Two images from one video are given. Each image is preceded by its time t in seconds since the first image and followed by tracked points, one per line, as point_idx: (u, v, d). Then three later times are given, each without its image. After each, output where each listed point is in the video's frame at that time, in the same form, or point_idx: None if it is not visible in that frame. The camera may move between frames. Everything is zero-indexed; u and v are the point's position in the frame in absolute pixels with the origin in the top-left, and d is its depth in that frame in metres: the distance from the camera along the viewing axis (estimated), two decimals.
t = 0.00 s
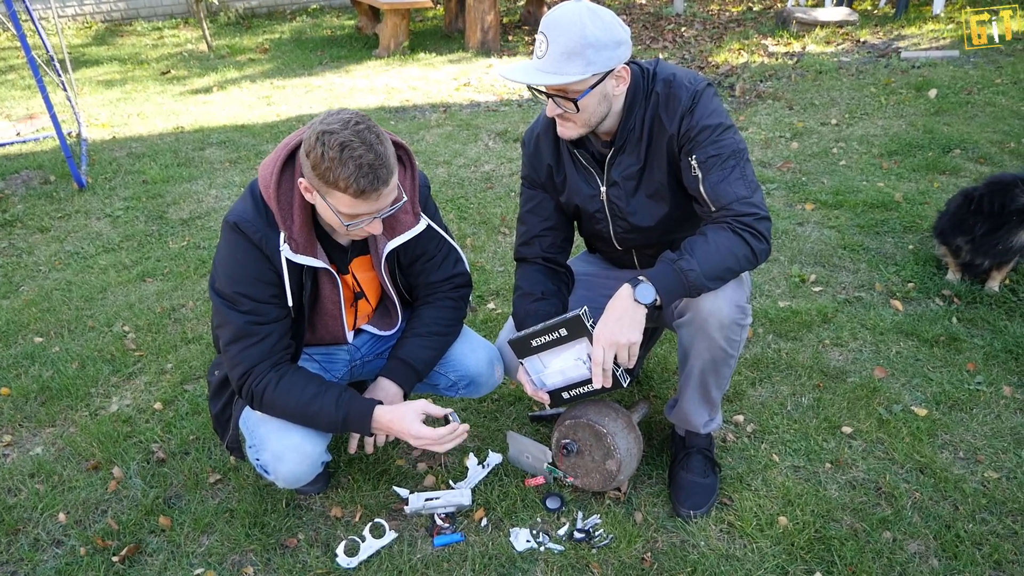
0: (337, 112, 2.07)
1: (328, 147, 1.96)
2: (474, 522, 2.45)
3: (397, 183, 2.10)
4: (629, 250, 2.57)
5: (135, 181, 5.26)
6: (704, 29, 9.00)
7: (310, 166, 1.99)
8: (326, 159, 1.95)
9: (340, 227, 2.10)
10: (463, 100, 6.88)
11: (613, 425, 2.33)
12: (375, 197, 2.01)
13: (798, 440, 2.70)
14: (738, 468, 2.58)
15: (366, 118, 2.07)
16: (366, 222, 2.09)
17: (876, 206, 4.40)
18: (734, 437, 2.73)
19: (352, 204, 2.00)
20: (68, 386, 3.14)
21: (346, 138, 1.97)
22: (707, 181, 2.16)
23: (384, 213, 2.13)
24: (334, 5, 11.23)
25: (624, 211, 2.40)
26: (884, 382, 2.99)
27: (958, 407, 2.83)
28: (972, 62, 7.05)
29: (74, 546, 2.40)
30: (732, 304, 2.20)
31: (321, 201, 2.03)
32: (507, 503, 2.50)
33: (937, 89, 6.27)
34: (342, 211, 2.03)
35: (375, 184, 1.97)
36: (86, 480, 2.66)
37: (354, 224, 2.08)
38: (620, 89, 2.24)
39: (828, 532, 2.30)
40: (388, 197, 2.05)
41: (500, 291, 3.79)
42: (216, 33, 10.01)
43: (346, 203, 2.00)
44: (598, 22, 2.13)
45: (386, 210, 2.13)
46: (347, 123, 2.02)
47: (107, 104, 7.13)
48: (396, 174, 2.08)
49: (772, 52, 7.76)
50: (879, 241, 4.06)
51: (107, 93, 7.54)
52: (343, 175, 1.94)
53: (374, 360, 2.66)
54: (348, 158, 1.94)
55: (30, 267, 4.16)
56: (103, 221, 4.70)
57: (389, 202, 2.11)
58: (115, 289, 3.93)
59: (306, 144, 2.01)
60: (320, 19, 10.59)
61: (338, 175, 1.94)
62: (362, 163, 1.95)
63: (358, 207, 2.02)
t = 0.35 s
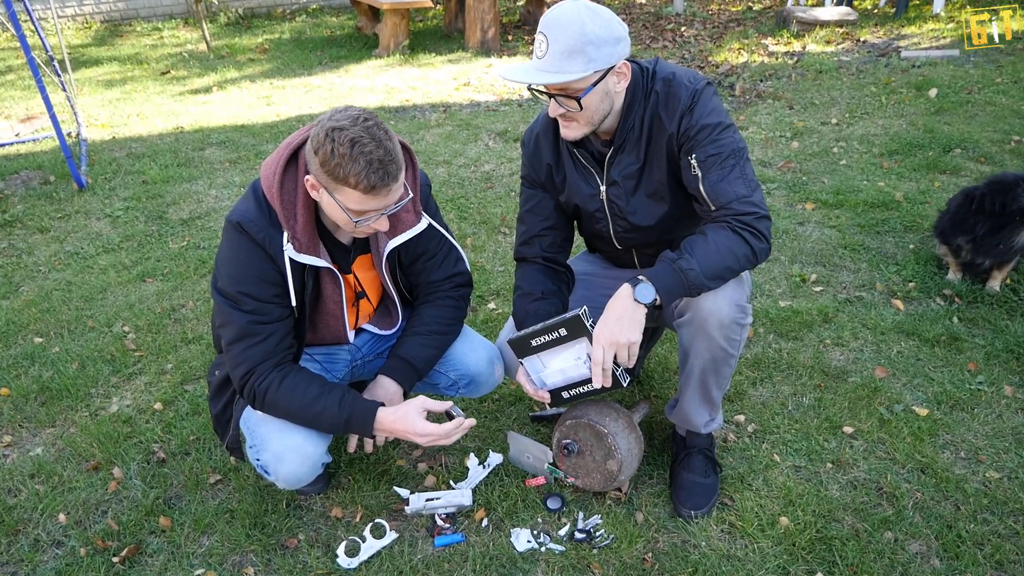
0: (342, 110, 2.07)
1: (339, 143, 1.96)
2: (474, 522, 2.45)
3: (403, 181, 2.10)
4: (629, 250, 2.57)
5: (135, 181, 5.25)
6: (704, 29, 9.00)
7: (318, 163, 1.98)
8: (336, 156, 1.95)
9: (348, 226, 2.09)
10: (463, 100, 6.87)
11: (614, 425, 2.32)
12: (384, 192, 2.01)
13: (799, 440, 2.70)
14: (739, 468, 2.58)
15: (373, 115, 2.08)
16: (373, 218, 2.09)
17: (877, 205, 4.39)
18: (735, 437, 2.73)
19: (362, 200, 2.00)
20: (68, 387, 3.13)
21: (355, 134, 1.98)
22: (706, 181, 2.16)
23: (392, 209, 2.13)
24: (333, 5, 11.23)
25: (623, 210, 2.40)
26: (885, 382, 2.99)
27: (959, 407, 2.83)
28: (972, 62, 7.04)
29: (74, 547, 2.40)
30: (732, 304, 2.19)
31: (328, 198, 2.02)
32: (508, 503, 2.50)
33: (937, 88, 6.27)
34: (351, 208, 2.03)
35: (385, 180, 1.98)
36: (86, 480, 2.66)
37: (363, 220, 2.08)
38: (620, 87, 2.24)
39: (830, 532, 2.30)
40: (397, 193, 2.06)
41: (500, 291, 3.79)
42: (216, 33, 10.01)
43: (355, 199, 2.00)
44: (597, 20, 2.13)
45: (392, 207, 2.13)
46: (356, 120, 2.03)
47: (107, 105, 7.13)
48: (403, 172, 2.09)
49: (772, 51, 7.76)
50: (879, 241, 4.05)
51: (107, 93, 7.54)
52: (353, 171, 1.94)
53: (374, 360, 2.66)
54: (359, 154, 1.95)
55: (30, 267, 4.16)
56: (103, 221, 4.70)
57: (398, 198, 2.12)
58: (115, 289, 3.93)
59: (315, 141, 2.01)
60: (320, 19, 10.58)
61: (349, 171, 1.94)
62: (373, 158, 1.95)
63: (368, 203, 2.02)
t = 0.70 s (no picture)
0: (357, 103, 2.09)
1: (359, 134, 1.96)
2: (475, 523, 2.45)
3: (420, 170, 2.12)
4: (629, 247, 2.57)
5: (134, 182, 5.25)
6: (704, 28, 8.99)
7: (338, 153, 1.98)
8: (357, 146, 1.95)
9: (366, 216, 2.09)
10: (462, 99, 6.87)
11: (615, 425, 2.32)
12: (405, 179, 2.03)
13: (800, 439, 2.69)
14: (740, 467, 2.58)
15: (388, 108, 2.11)
16: (392, 207, 2.10)
17: (877, 204, 4.39)
18: (735, 437, 2.73)
19: (383, 188, 2.01)
20: (68, 388, 3.13)
21: (375, 124, 1.99)
22: (706, 177, 2.16)
23: (408, 198, 2.14)
24: (333, 5, 11.22)
25: (624, 207, 2.39)
26: (886, 380, 2.98)
27: (961, 405, 2.83)
28: (972, 60, 7.04)
29: (75, 548, 2.40)
30: (731, 302, 2.19)
31: (345, 188, 2.02)
32: (509, 503, 2.49)
33: (937, 87, 6.26)
34: (372, 198, 2.03)
35: (406, 167, 2.01)
36: (87, 481, 2.66)
37: (382, 210, 2.08)
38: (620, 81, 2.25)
39: (831, 531, 2.30)
40: (415, 179, 2.08)
41: (500, 290, 3.78)
42: (215, 34, 10.00)
43: (375, 188, 2.01)
44: None
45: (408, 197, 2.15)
46: (374, 111, 2.05)
47: (106, 105, 7.12)
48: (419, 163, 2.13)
49: (771, 50, 7.76)
50: (879, 239, 4.05)
51: (106, 94, 7.53)
52: (376, 160, 1.95)
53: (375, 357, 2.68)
54: (380, 144, 1.96)
55: (30, 269, 4.15)
56: (102, 222, 4.69)
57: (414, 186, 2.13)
58: (115, 290, 3.92)
59: (332, 133, 2.01)
60: (319, 19, 10.57)
61: (371, 161, 1.95)
62: (394, 146, 1.98)
63: (389, 191, 2.03)
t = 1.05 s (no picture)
0: (391, 112, 2.08)
1: (391, 144, 1.97)
2: (476, 521, 2.44)
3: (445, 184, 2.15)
4: (632, 244, 2.56)
5: (134, 179, 5.24)
6: (704, 25, 8.97)
7: (373, 164, 1.98)
8: (389, 155, 1.96)
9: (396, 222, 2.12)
10: (462, 97, 6.85)
11: (616, 423, 2.32)
12: (432, 189, 2.05)
13: (801, 437, 2.69)
14: (741, 465, 2.57)
15: (417, 117, 2.11)
16: (415, 216, 2.12)
17: (878, 201, 4.38)
18: (737, 435, 2.72)
19: (410, 198, 2.03)
20: (68, 386, 3.13)
21: (408, 135, 1.99)
22: (712, 174, 2.15)
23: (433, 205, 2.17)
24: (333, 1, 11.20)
25: (628, 203, 2.38)
26: (888, 379, 2.98)
27: (962, 404, 2.82)
28: (972, 57, 7.03)
29: (75, 547, 2.39)
30: (736, 300, 2.18)
31: (376, 195, 2.03)
32: (510, 501, 2.49)
33: (938, 84, 6.25)
34: (398, 206, 2.05)
35: (435, 178, 2.03)
36: (87, 480, 2.65)
37: (406, 218, 2.11)
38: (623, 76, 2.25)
39: (832, 529, 2.30)
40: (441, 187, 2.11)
41: (501, 288, 3.78)
42: (214, 31, 9.98)
43: (403, 197, 2.03)
44: None
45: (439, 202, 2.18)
46: (406, 122, 2.04)
47: (106, 103, 7.11)
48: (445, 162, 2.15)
49: (772, 47, 7.74)
50: (880, 237, 4.04)
51: (105, 91, 7.52)
52: (406, 170, 1.96)
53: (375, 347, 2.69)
54: (411, 154, 1.97)
55: (30, 266, 4.15)
56: (102, 219, 4.69)
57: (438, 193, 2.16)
58: (115, 288, 3.92)
59: (364, 140, 2.00)
60: (319, 16, 10.55)
61: (402, 170, 1.96)
62: (424, 158, 1.99)
63: (415, 201, 2.05)
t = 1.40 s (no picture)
0: (404, 115, 2.07)
1: (400, 148, 1.96)
2: (476, 521, 2.44)
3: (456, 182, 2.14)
4: (636, 246, 2.56)
5: (136, 177, 5.24)
6: (706, 25, 8.97)
7: (382, 167, 1.98)
8: (397, 159, 1.96)
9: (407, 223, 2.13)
10: (464, 96, 6.85)
11: (618, 424, 2.31)
12: (438, 197, 2.05)
13: (802, 439, 2.69)
14: (742, 466, 2.57)
15: (433, 123, 2.10)
16: (420, 220, 2.12)
17: (879, 203, 4.38)
18: (738, 436, 2.72)
19: (416, 203, 2.03)
20: (69, 384, 3.12)
21: (417, 141, 1.98)
22: (718, 175, 2.14)
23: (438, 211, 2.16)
24: None
25: (633, 204, 2.38)
26: (889, 380, 2.97)
27: (963, 405, 2.82)
28: (974, 58, 7.02)
29: (75, 545, 2.39)
30: (742, 302, 2.18)
31: (384, 196, 2.04)
32: (510, 502, 2.49)
33: (940, 85, 6.24)
34: (404, 209, 2.05)
35: (442, 187, 2.02)
36: (87, 478, 2.65)
37: (411, 221, 2.11)
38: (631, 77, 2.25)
39: (833, 531, 2.29)
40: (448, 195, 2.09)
41: (502, 288, 3.78)
42: (216, 29, 9.97)
43: (409, 201, 2.02)
44: None
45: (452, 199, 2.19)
46: (419, 127, 2.03)
47: (107, 100, 7.11)
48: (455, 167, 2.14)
49: (773, 48, 7.73)
50: (882, 238, 4.04)
51: (107, 88, 7.52)
52: (413, 176, 1.96)
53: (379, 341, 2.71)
54: (419, 160, 1.96)
55: (31, 264, 4.15)
56: (103, 217, 4.68)
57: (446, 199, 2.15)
58: (116, 285, 3.92)
59: (375, 142, 2.01)
60: (321, 15, 10.54)
61: (408, 175, 1.96)
62: (432, 164, 1.97)
63: (421, 206, 2.05)
